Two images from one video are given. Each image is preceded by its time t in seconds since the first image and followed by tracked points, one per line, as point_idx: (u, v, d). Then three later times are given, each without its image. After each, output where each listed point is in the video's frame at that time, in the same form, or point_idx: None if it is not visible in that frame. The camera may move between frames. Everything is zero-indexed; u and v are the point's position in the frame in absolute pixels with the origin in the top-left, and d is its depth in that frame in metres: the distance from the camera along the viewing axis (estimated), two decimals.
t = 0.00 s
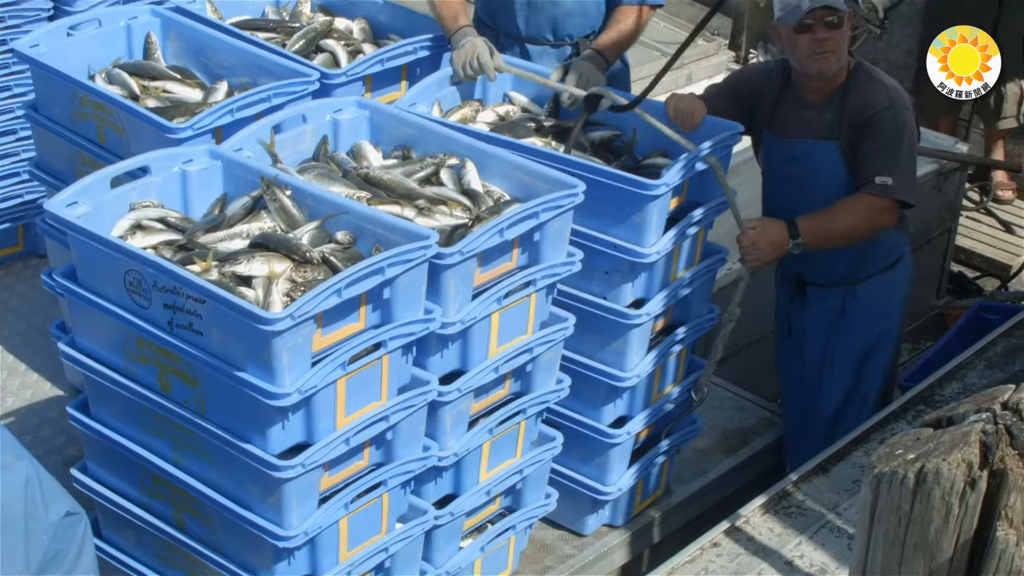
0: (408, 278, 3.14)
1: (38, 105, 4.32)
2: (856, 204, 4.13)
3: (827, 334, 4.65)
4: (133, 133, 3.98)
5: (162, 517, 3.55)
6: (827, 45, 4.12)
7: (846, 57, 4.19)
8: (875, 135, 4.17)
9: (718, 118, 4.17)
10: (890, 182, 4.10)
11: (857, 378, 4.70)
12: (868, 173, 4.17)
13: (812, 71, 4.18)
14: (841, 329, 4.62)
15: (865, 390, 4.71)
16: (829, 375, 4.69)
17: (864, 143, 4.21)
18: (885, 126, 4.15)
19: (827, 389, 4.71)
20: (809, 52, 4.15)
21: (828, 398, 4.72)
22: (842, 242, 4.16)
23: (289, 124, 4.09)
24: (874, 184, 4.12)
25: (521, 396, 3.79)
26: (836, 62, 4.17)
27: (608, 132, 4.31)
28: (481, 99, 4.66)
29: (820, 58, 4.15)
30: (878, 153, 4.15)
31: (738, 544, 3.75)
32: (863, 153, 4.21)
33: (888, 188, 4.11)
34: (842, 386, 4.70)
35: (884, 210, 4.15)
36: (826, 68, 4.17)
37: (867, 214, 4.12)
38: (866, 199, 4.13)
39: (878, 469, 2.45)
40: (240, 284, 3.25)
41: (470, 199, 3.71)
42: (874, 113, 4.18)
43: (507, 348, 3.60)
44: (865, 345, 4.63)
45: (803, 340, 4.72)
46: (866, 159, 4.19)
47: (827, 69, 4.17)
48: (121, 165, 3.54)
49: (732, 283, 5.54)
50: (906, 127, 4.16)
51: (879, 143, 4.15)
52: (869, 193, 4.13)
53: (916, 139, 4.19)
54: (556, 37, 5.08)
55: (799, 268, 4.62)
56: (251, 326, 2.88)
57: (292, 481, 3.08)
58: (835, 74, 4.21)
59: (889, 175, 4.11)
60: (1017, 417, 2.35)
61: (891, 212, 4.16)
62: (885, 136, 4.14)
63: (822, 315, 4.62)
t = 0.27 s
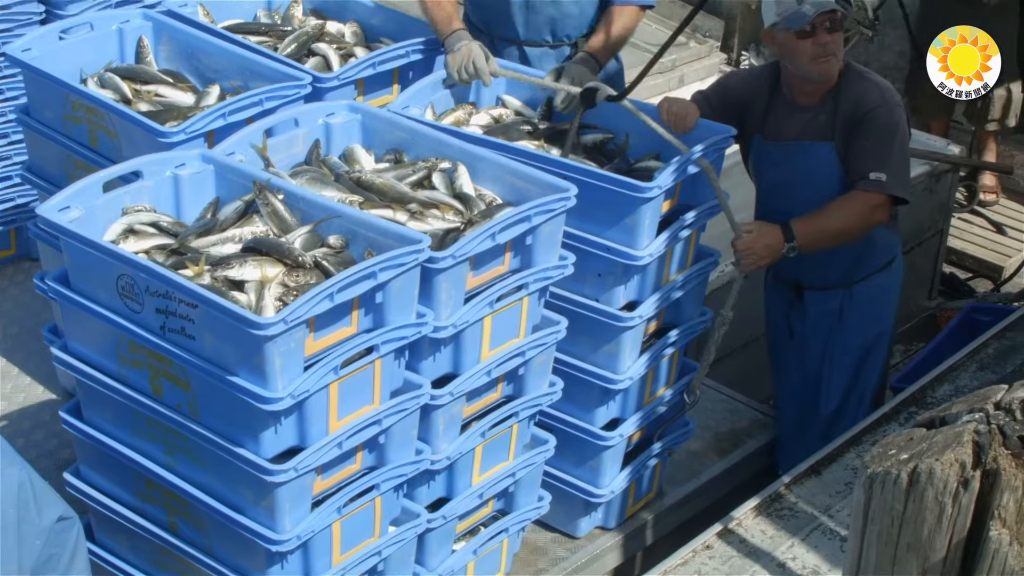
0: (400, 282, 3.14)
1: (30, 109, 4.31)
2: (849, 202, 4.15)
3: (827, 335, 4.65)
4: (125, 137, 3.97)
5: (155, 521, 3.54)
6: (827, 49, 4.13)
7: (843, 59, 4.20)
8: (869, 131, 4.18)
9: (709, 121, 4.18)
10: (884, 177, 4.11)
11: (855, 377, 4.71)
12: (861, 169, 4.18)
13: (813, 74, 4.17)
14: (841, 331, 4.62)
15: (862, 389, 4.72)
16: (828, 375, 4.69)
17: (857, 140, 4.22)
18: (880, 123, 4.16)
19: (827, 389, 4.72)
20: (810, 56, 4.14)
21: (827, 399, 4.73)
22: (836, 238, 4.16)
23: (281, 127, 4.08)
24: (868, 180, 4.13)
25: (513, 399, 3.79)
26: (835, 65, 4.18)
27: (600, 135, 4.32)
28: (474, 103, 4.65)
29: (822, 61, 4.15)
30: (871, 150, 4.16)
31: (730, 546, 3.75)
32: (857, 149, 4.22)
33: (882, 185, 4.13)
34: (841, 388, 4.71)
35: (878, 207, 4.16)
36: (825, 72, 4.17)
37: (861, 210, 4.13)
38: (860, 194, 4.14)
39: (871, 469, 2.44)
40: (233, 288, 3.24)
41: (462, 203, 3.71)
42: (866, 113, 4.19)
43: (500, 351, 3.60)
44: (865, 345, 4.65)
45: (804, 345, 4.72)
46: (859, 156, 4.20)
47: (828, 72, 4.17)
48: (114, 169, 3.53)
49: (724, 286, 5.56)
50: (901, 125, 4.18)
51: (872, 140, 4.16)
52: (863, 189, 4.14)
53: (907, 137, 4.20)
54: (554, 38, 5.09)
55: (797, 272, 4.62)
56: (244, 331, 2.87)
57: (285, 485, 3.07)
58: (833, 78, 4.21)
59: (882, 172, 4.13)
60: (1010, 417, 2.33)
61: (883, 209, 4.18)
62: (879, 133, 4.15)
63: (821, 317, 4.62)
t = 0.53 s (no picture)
0: (390, 282, 3.13)
1: (18, 110, 4.29)
2: (837, 198, 4.16)
3: (823, 331, 4.66)
4: (114, 137, 3.96)
5: (145, 521, 3.53)
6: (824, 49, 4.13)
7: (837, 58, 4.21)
8: (860, 126, 4.18)
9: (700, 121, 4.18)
10: (874, 172, 4.13)
11: (850, 372, 4.72)
12: (851, 164, 4.20)
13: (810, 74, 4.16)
14: (837, 328, 4.63)
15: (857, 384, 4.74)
16: (824, 370, 4.70)
17: (848, 135, 4.23)
18: (871, 119, 4.16)
19: (823, 385, 4.72)
20: (807, 56, 4.14)
21: (823, 397, 4.74)
22: (826, 232, 4.17)
23: (270, 127, 4.07)
24: (858, 175, 4.15)
25: (503, 398, 3.79)
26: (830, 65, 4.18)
27: (589, 134, 4.32)
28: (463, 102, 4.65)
29: (819, 61, 4.15)
30: (861, 145, 4.17)
31: (720, 544, 3.76)
32: (847, 144, 4.23)
33: (872, 178, 4.14)
34: (836, 385, 4.72)
35: (868, 203, 4.17)
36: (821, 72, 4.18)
37: (852, 203, 4.14)
38: (850, 189, 4.15)
39: (861, 464, 2.44)
40: (222, 289, 3.23)
41: (451, 203, 3.71)
42: (859, 108, 4.19)
43: (489, 351, 3.60)
44: (861, 341, 4.68)
45: (801, 344, 4.72)
46: (849, 150, 4.21)
47: (825, 71, 4.17)
48: (103, 169, 3.52)
49: (713, 283, 5.56)
50: (892, 120, 4.19)
51: (862, 135, 4.17)
52: (854, 184, 4.15)
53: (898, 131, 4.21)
54: (524, 29, 5.10)
55: (789, 272, 4.63)
56: (233, 332, 2.86)
57: (275, 485, 3.06)
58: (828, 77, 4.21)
59: (872, 166, 4.14)
60: (999, 412, 2.35)
61: (874, 204, 4.18)
62: (869, 129, 4.16)
63: (815, 315, 4.63)
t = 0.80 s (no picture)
0: (380, 277, 3.13)
1: (7, 104, 4.27)
2: (827, 192, 4.16)
3: (812, 322, 4.66)
4: (104, 132, 3.94)
5: (137, 516, 3.52)
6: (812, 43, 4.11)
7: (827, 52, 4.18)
8: (851, 120, 4.20)
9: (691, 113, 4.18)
10: (863, 166, 4.13)
11: (841, 363, 4.73)
12: (842, 158, 4.21)
13: (800, 67, 4.16)
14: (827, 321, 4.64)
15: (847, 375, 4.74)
16: (814, 361, 4.70)
17: (839, 128, 4.24)
18: (862, 113, 4.17)
19: (812, 377, 4.73)
20: (795, 50, 4.13)
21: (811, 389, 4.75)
22: (815, 225, 4.17)
23: (260, 122, 4.06)
24: (848, 169, 4.16)
25: (494, 392, 3.79)
26: (819, 58, 4.16)
27: (580, 128, 4.32)
28: (454, 95, 4.63)
29: (808, 54, 4.14)
30: (851, 138, 4.19)
31: (711, 537, 3.76)
32: (839, 137, 4.24)
33: (862, 173, 4.14)
34: (824, 378, 4.72)
35: (858, 196, 4.18)
36: (810, 65, 4.16)
37: (841, 197, 4.15)
38: (840, 182, 4.16)
39: (852, 454, 2.44)
40: (213, 285, 3.23)
41: (442, 197, 3.70)
42: (851, 101, 4.20)
43: (480, 345, 3.59)
44: (853, 332, 4.69)
45: (789, 334, 4.73)
46: (841, 144, 4.23)
47: (815, 64, 4.17)
48: (93, 164, 3.50)
49: (703, 275, 5.56)
50: (884, 115, 4.20)
51: (853, 128, 4.18)
52: (844, 177, 4.16)
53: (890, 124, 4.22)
54: (504, 18, 5.06)
55: (778, 264, 4.64)
56: (224, 328, 2.86)
57: (267, 480, 3.06)
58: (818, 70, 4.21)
59: (863, 160, 4.14)
60: (989, 402, 2.32)
61: (864, 198, 4.19)
62: (860, 123, 4.17)
63: (804, 307, 4.63)
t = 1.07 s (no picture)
0: (371, 272, 3.12)
1: None
2: (818, 188, 4.16)
3: (801, 317, 4.69)
4: (93, 127, 3.92)
5: (127, 512, 3.51)
6: (795, 41, 4.13)
7: (812, 52, 4.20)
8: (842, 116, 4.20)
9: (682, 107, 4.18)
10: (854, 162, 4.14)
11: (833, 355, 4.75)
12: (832, 154, 4.21)
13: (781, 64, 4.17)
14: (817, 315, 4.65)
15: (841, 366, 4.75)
16: (805, 355, 4.72)
17: (829, 124, 4.25)
18: (853, 108, 4.18)
19: (803, 371, 4.76)
20: (777, 47, 4.15)
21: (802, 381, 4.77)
22: (805, 221, 4.16)
23: (249, 116, 4.04)
24: (839, 166, 4.16)
25: (484, 386, 3.79)
26: (802, 56, 4.17)
27: (571, 122, 4.32)
28: (445, 89, 4.62)
29: (790, 51, 4.15)
30: (843, 133, 4.19)
31: (702, 531, 3.77)
32: (829, 132, 4.25)
33: (852, 170, 4.16)
34: (817, 370, 4.75)
35: (847, 193, 4.18)
36: (792, 63, 4.18)
37: (831, 193, 4.15)
38: (830, 179, 4.16)
39: (842, 445, 2.45)
40: (203, 281, 3.21)
41: (432, 191, 3.70)
42: (842, 96, 4.21)
43: (471, 339, 3.59)
44: (846, 323, 4.70)
45: (780, 329, 4.75)
46: (831, 139, 4.23)
47: (799, 61, 4.17)
48: (83, 159, 3.49)
49: (693, 267, 5.56)
50: (875, 111, 4.21)
51: (844, 124, 4.19)
52: (833, 174, 4.17)
53: (881, 121, 4.23)
54: (492, 10, 5.06)
55: (768, 257, 4.65)
56: (215, 324, 2.85)
57: (257, 476, 3.05)
58: (802, 66, 4.21)
59: (853, 157, 4.16)
60: (979, 393, 2.35)
61: (854, 194, 4.20)
62: (851, 117, 4.18)
63: (795, 301, 4.65)
